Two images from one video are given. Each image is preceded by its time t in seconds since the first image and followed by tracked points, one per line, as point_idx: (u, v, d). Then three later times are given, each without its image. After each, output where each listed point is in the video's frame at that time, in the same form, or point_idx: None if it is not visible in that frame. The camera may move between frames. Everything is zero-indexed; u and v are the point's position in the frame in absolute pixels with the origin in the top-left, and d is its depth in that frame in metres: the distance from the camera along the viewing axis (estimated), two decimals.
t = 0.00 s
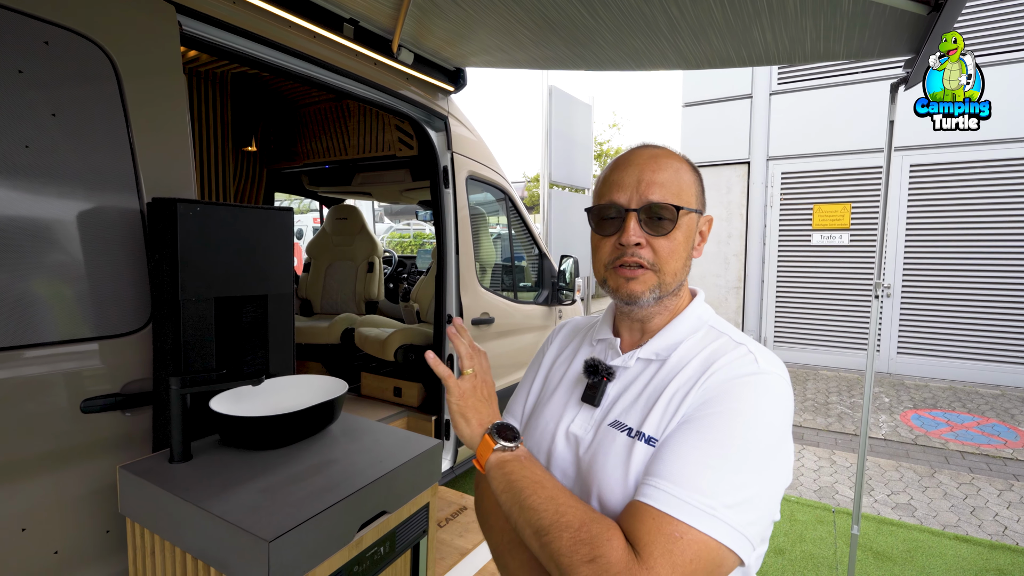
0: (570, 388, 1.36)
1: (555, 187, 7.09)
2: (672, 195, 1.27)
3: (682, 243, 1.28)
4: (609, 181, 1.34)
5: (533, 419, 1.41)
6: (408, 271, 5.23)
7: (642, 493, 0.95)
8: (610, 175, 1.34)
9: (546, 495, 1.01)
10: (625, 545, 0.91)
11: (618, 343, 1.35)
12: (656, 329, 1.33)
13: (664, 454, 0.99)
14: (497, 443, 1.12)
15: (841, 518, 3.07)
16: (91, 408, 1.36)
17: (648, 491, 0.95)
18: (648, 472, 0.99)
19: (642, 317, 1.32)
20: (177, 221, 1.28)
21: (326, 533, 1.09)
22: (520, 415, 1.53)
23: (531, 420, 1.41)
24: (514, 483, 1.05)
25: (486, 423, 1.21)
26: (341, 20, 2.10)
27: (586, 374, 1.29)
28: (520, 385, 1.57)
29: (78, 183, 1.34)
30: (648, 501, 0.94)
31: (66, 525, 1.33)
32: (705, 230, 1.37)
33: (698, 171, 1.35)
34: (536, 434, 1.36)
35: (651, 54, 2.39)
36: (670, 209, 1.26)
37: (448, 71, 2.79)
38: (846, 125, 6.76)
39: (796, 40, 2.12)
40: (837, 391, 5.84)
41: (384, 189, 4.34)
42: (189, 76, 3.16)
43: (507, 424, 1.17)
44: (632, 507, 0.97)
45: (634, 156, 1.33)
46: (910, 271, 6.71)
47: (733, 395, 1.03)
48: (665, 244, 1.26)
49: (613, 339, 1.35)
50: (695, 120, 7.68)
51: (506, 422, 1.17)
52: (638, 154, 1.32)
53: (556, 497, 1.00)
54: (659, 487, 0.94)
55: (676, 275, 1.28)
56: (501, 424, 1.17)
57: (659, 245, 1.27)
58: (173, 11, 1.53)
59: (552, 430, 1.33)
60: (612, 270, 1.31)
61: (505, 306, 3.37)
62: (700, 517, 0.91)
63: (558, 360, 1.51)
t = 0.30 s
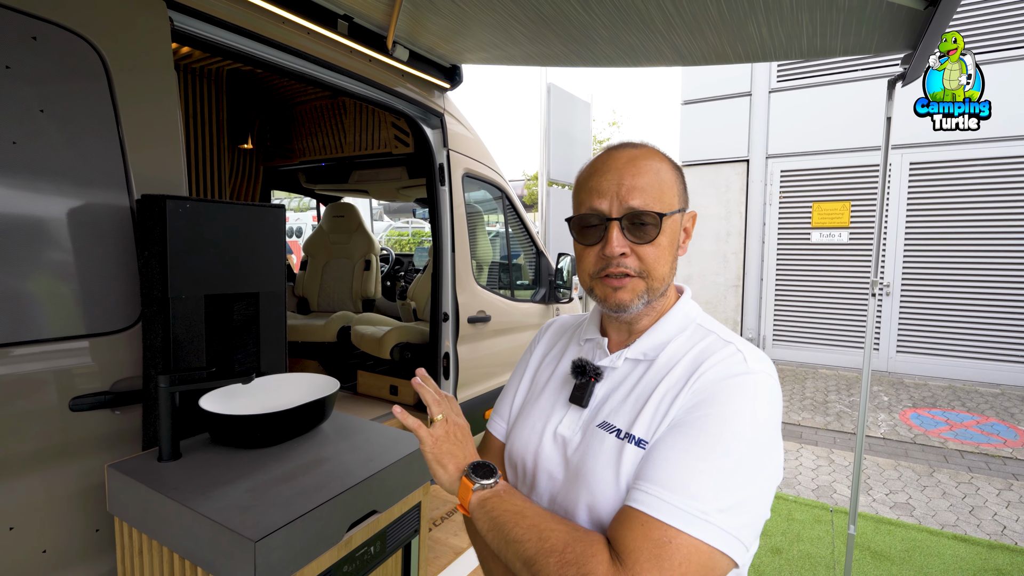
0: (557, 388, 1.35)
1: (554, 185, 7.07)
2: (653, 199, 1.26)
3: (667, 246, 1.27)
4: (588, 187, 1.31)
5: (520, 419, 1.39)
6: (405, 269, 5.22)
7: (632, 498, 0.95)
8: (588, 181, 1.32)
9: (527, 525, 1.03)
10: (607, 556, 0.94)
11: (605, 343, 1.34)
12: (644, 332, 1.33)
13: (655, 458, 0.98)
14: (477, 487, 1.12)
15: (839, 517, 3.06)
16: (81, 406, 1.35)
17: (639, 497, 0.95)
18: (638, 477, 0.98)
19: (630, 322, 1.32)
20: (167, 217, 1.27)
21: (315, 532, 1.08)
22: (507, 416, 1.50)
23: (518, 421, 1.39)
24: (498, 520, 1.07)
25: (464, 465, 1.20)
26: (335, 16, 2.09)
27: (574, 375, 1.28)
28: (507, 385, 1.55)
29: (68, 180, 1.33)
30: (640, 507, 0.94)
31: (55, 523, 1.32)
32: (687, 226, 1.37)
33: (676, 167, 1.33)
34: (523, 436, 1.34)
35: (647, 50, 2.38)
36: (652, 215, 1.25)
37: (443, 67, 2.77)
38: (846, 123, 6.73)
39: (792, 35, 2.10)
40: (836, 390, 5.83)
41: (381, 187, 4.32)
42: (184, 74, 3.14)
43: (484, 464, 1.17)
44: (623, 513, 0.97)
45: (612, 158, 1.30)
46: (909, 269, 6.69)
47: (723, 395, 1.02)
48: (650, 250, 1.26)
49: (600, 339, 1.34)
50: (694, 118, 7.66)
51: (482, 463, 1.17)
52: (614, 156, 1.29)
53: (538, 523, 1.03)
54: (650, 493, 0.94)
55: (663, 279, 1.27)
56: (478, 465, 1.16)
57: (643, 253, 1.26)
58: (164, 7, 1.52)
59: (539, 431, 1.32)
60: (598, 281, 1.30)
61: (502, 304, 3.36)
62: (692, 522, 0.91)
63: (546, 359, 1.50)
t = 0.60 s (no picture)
0: (552, 390, 1.32)
1: (557, 184, 7.04)
2: (661, 190, 1.24)
3: (670, 241, 1.25)
4: (596, 173, 1.30)
5: (514, 422, 1.36)
6: (407, 268, 5.21)
7: (632, 510, 0.94)
8: (596, 167, 1.31)
9: (517, 544, 1.04)
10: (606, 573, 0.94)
11: (601, 342, 1.31)
12: (639, 329, 1.30)
13: (656, 467, 0.97)
14: (464, 517, 1.16)
15: (845, 520, 3.02)
16: (75, 406, 1.33)
17: (640, 509, 0.94)
18: (639, 487, 0.97)
19: (626, 317, 1.29)
20: (160, 215, 1.25)
21: (309, 535, 1.06)
22: (500, 419, 1.47)
23: (512, 424, 1.36)
24: (491, 544, 1.09)
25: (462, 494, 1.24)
26: (335, 13, 2.07)
27: (570, 377, 1.25)
28: (500, 387, 1.52)
29: (63, 178, 1.32)
30: (641, 520, 0.93)
31: (49, 524, 1.31)
32: (694, 226, 1.35)
33: (689, 163, 1.32)
34: (517, 439, 1.31)
35: (649, 46, 2.35)
36: (657, 205, 1.23)
37: (444, 64, 2.76)
38: (851, 121, 6.68)
39: (798, 30, 2.07)
40: (842, 390, 5.78)
41: (382, 185, 4.31)
42: (184, 72, 3.12)
43: (466, 489, 1.19)
44: (624, 525, 0.96)
45: (624, 146, 1.29)
46: (916, 268, 6.63)
47: (723, 400, 1.01)
48: (653, 242, 1.24)
49: (596, 339, 1.31)
50: (698, 116, 7.62)
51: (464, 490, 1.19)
52: (627, 144, 1.28)
53: (528, 541, 1.04)
54: (652, 504, 0.93)
55: (662, 274, 1.25)
56: (462, 492, 1.20)
57: (645, 244, 1.24)
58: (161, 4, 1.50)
59: (534, 435, 1.29)
60: (596, 268, 1.28)
61: (504, 303, 3.34)
62: (695, 534, 0.90)
63: (540, 359, 1.46)
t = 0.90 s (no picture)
0: (556, 395, 1.29)
1: (565, 185, 7.01)
2: (676, 189, 1.21)
3: (683, 241, 1.22)
4: (611, 168, 1.28)
5: (516, 428, 1.33)
6: (414, 270, 5.21)
7: (636, 520, 0.92)
8: (611, 162, 1.28)
9: (510, 564, 1.03)
10: None
11: (606, 347, 1.28)
12: (646, 332, 1.27)
13: (663, 477, 0.94)
14: (460, 548, 1.14)
15: (858, 527, 2.96)
16: (75, 409, 1.32)
17: (645, 520, 0.91)
18: (644, 498, 0.94)
19: (634, 318, 1.26)
20: (161, 216, 1.24)
21: (308, 543, 1.04)
22: (501, 425, 1.43)
23: (514, 429, 1.33)
24: (486, 568, 1.07)
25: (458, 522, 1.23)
26: (340, 13, 2.05)
27: (574, 381, 1.22)
28: (501, 392, 1.48)
29: (65, 179, 1.31)
30: (645, 532, 0.90)
31: (50, 527, 1.30)
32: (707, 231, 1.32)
33: (706, 164, 1.30)
34: (519, 445, 1.28)
35: (657, 44, 2.32)
36: (671, 204, 1.20)
37: (450, 64, 2.74)
38: (863, 121, 6.59)
39: (809, 27, 2.03)
40: (854, 394, 5.69)
41: (388, 187, 4.30)
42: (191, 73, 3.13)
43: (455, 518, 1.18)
44: (628, 538, 0.93)
45: (641, 142, 1.26)
46: (930, 270, 6.52)
47: (733, 408, 0.98)
48: (665, 242, 1.21)
49: (602, 342, 1.28)
50: (706, 117, 7.56)
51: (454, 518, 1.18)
52: (645, 141, 1.26)
53: (520, 560, 1.03)
54: (657, 516, 0.91)
55: (673, 275, 1.22)
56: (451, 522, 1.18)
57: (657, 243, 1.21)
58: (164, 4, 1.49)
59: (537, 441, 1.26)
60: (605, 265, 1.25)
61: (511, 305, 3.31)
62: (702, 548, 0.87)
63: (542, 363, 1.43)
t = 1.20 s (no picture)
0: (563, 404, 1.26)
1: (575, 186, 6.98)
2: (680, 190, 1.18)
3: (689, 244, 1.19)
4: (612, 171, 1.25)
5: (522, 436, 1.30)
6: (422, 269, 5.20)
7: (652, 545, 0.90)
8: (612, 164, 1.25)
9: None
10: None
11: (614, 353, 1.25)
12: (655, 339, 1.24)
13: (678, 499, 0.91)
14: (469, 567, 1.12)
15: (872, 534, 2.90)
16: (80, 408, 1.31)
17: (661, 544, 0.89)
18: (659, 520, 0.92)
19: (641, 325, 1.23)
20: (166, 215, 1.23)
21: (311, 548, 1.02)
22: (507, 433, 1.40)
23: (520, 438, 1.31)
24: None
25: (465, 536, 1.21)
26: (349, 11, 2.04)
27: (581, 389, 1.19)
28: (508, 398, 1.46)
29: (72, 177, 1.31)
30: (662, 557, 0.88)
31: (55, 527, 1.29)
32: (714, 230, 1.28)
33: (710, 162, 1.26)
34: (526, 454, 1.26)
35: (671, 41, 2.28)
36: (675, 206, 1.17)
37: (459, 63, 2.72)
38: (878, 122, 6.49)
39: (828, 24, 2.00)
40: (867, 398, 5.60)
41: (397, 186, 4.29)
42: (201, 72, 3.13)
43: (464, 537, 1.15)
44: (644, 562, 0.91)
45: (641, 143, 1.23)
46: (946, 273, 6.41)
47: (748, 423, 0.95)
48: (671, 245, 1.18)
49: (609, 349, 1.25)
50: (718, 117, 7.49)
51: (463, 536, 1.16)
52: (645, 141, 1.22)
53: None
54: (673, 540, 0.89)
55: (679, 279, 1.18)
56: (460, 543, 1.15)
57: (661, 246, 1.18)
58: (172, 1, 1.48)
59: (543, 450, 1.23)
60: (609, 271, 1.22)
61: (519, 306, 3.29)
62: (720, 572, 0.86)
63: (549, 369, 1.40)
